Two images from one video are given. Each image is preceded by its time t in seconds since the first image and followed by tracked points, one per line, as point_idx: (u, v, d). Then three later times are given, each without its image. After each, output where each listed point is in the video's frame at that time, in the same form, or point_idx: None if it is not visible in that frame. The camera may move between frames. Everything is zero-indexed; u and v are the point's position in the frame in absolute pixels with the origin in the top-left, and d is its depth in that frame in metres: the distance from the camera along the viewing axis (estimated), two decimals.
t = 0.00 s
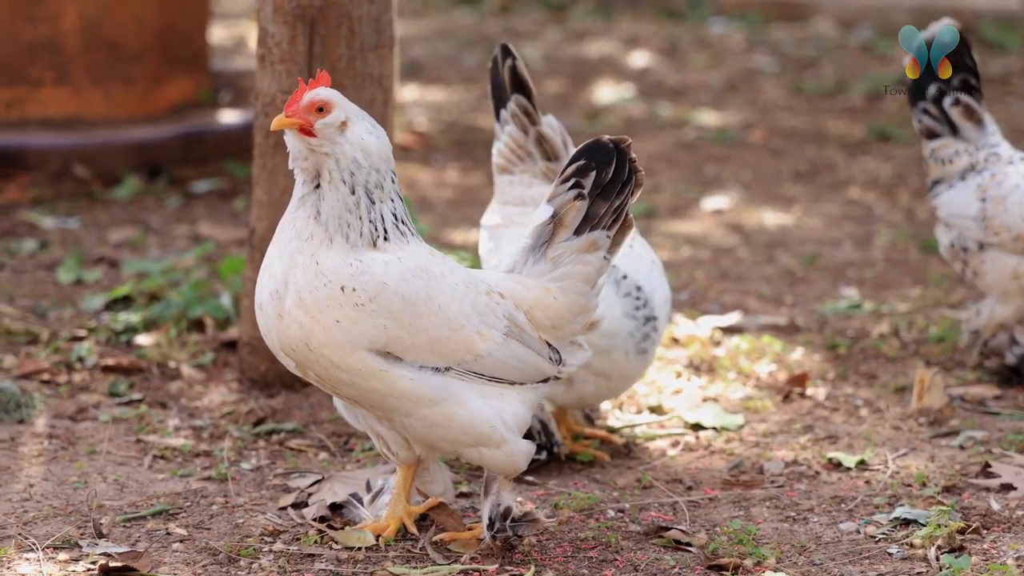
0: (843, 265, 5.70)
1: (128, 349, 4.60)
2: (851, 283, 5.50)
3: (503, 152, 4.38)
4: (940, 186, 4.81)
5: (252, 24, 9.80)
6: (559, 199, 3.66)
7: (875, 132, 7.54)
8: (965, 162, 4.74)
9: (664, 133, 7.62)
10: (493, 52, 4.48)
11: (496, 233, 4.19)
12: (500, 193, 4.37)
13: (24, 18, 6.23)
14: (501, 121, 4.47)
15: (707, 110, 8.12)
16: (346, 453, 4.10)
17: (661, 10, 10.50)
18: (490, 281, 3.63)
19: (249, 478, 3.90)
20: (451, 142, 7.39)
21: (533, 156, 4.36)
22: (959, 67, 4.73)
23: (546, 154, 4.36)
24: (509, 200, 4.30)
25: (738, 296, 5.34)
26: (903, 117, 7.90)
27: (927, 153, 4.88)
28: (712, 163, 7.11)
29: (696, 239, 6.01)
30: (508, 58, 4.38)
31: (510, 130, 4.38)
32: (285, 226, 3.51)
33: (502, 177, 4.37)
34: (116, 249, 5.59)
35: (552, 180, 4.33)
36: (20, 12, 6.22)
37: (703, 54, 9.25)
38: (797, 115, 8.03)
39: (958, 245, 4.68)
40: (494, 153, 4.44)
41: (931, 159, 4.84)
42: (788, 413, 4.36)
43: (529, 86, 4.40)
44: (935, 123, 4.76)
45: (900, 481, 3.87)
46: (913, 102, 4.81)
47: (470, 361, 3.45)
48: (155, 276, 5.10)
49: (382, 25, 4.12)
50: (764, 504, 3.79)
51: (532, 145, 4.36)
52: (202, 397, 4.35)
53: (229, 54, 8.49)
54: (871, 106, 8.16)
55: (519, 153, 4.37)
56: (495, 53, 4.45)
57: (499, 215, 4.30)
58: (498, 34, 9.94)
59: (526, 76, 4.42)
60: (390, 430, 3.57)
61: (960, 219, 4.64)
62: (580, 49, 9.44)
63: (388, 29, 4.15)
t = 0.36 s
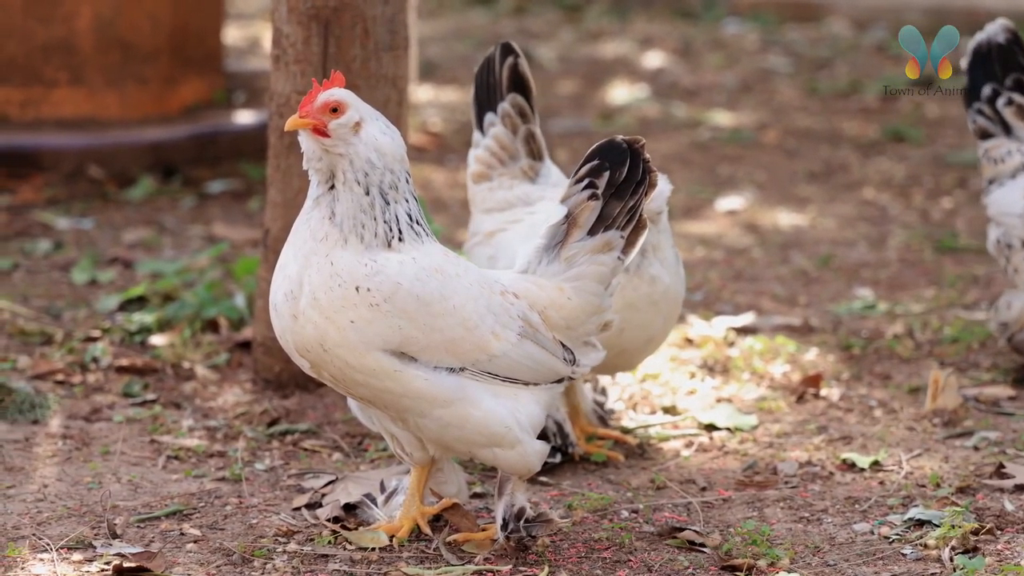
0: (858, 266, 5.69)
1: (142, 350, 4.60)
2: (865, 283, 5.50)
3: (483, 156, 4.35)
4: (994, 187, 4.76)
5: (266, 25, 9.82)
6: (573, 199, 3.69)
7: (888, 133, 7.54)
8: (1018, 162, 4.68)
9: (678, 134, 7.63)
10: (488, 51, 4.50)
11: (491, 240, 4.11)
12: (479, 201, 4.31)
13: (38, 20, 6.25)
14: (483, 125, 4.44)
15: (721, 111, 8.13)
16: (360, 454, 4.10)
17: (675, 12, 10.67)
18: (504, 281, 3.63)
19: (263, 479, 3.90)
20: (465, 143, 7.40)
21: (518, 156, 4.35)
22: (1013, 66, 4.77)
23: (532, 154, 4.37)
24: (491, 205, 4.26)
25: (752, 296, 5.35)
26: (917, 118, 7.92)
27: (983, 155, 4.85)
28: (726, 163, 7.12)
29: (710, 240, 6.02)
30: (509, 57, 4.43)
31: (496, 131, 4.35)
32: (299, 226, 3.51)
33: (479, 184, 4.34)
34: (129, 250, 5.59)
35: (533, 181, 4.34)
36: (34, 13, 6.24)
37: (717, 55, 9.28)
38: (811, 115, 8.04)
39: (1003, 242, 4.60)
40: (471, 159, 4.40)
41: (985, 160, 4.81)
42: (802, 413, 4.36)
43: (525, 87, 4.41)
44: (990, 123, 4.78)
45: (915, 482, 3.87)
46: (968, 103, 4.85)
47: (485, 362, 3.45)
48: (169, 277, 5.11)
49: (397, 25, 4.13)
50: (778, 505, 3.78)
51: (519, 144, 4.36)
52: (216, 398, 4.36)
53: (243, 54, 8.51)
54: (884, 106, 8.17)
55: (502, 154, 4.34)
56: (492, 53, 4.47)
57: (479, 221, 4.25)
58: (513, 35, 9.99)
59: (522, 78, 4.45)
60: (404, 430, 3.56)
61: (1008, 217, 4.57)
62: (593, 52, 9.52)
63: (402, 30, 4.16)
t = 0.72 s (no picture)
0: (867, 267, 5.69)
1: (152, 350, 4.61)
2: (875, 284, 5.50)
3: (491, 159, 4.37)
4: None
5: (277, 25, 9.84)
6: (582, 201, 3.65)
7: (898, 134, 7.53)
8: None
9: (687, 135, 7.64)
10: (492, 51, 4.46)
11: (500, 243, 4.15)
12: (489, 204, 4.35)
13: (48, 21, 6.32)
14: (489, 128, 4.44)
15: (731, 112, 8.14)
16: (369, 454, 4.10)
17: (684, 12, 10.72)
18: (514, 282, 3.62)
19: (273, 479, 3.90)
20: (475, 143, 7.41)
21: (527, 159, 4.36)
22: None
23: (540, 155, 4.36)
24: (501, 208, 4.29)
25: (762, 297, 5.36)
26: (927, 119, 7.93)
27: None
28: (735, 164, 7.12)
29: (720, 241, 6.03)
30: (512, 58, 4.37)
31: (503, 134, 4.36)
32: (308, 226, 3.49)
33: (489, 187, 4.37)
34: (139, 250, 5.60)
35: (543, 183, 4.36)
36: (44, 14, 6.30)
37: (726, 56, 9.31)
38: (821, 116, 8.05)
39: None
40: (479, 163, 4.42)
41: None
42: (811, 414, 4.36)
43: (531, 87, 4.37)
44: None
45: (924, 483, 3.86)
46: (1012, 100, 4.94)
47: (494, 363, 3.44)
48: (179, 277, 5.12)
49: (406, 26, 4.12)
50: (788, 506, 3.78)
51: (527, 147, 4.36)
52: (226, 398, 4.36)
53: (252, 55, 8.53)
54: (894, 107, 8.17)
55: (510, 157, 4.36)
56: (495, 55, 4.43)
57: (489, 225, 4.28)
58: (523, 36, 10.02)
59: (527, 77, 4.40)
60: (413, 431, 3.55)
61: None
62: (603, 53, 9.54)
63: (412, 30, 4.16)
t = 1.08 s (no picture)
0: (874, 270, 5.69)
1: (159, 352, 4.62)
2: (882, 287, 5.50)
3: (514, 155, 4.37)
4: None
5: (284, 27, 9.84)
6: (590, 203, 3.65)
7: (905, 137, 7.53)
8: None
9: (694, 138, 7.64)
10: (513, 49, 4.46)
11: (517, 240, 4.16)
12: (510, 199, 4.35)
13: (56, 22, 6.33)
14: (511, 125, 4.44)
15: (738, 114, 8.15)
16: (376, 457, 4.11)
17: (691, 15, 10.72)
18: (521, 284, 3.61)
19: (280, 481, 3.90)
20: (482, 146, 7.41)
21: (549, 157, 4.36)
22: None
23: (562, 155, 4.38)
24: (522, 205, 4.30)
25: (769, 300, 5.36)
26: (934, 122, 7.93)
27: None
28: (742, 167, 7.12)
29: (727, 243, 6.03)
30: (534, 57, 4.38)
31: (524, 132, 4.36)
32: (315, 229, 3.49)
33: (511, 183, 4.37)
34: (146, 252, 5.60)
35: (565, 183, 4.37)
36: (52, 16, 6.31)
37: (734, 59, 9.31)
38: (828, 119, 8.05)
39: None
40: (501, 158, 4.42)
41: None
42: (818, 417, 4.36)
43: (552, 86, 4.39)
44: None
45: (931, 486, 3.86)
46: None
47: (501, 365, 3.43)
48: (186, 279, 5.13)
49: (413, 28, 4.13)
50: (794, 509, 3.78)
51: (548, 146, 4.37)
52: (233, 400, 4.37)
53: (259, 57, 8.55)
54: (901, 110, 8.18)
55: (532, 155, 4.36)
56: (516, 53, 4.44)
57: (509, 221, 4.29)
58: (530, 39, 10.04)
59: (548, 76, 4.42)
60: (421, 434, 3.55)
61: None
62: (611, 55, 9.54)
63: (419, 33, 4.17)
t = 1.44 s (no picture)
0: (881, 274, 5.69)
1: (166, 355, 4.62)
2: (889, 291, 5.50)
3: (538, 157, 4.37)
4: None
5: (291, 31, 9.86)
6: (596, 206, 3.68)
7: (913, 141, 7.53)
8: None
9: (702, 142, 7.65)
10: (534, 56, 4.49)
11: (535, 241, 4.16)
12: (534, 200, 4.34)
13: (62, 25, 6.36)
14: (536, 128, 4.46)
15: (746, 118, 8.16)
16: (383, 460, 4.10)
17: (699, 19, 10.72)
18: (528, 287, 3.60)
19: (287, 485, 3.90)
20: (489, 150, 7.42)
21: (572, 163, 4.35)
22: None
23: (585, 162, 4.35)
24: (545, 207, 4.29)
25: (776, 304, 5.36)
26: (942, 126, 7.93)
27: None
28: (750, 171, 7.13)
29: (734, 247, 6.04)
30: (550, 63, 4.41)
31: (547, 137, 4.38)
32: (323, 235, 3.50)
33: (536, 185, 4.36)
34: (154, 255, 5.61)
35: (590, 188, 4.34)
36: (60, 19, 6.35)
37: (741, 63, 9.33)
38: (836, 122, 8.06)
39: None
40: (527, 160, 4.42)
41: None
42: (826, 421, 4.36)
43: (570, 93, 4.40)
44: None
45: (938, 490, 3.86)
46: None
47: (508, 369, 3.42)
48: (194, 282, 5.14)
49: (421, 31, 4.15)
50: (801, 513, 3.78)
51: (570, 152, 4.36)
52: (240, 404, 4.37)
53: (267, 61, 8.57)
54: (908, 114, 8.18)
55: (556, 159, 4.36)
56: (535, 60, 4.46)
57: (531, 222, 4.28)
58: (538, 43, 10.07)
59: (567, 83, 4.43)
60: (428, 439, 3.54)
61: None
62: (618, 59, 9.56)
63: (426, 36, 4.17)
